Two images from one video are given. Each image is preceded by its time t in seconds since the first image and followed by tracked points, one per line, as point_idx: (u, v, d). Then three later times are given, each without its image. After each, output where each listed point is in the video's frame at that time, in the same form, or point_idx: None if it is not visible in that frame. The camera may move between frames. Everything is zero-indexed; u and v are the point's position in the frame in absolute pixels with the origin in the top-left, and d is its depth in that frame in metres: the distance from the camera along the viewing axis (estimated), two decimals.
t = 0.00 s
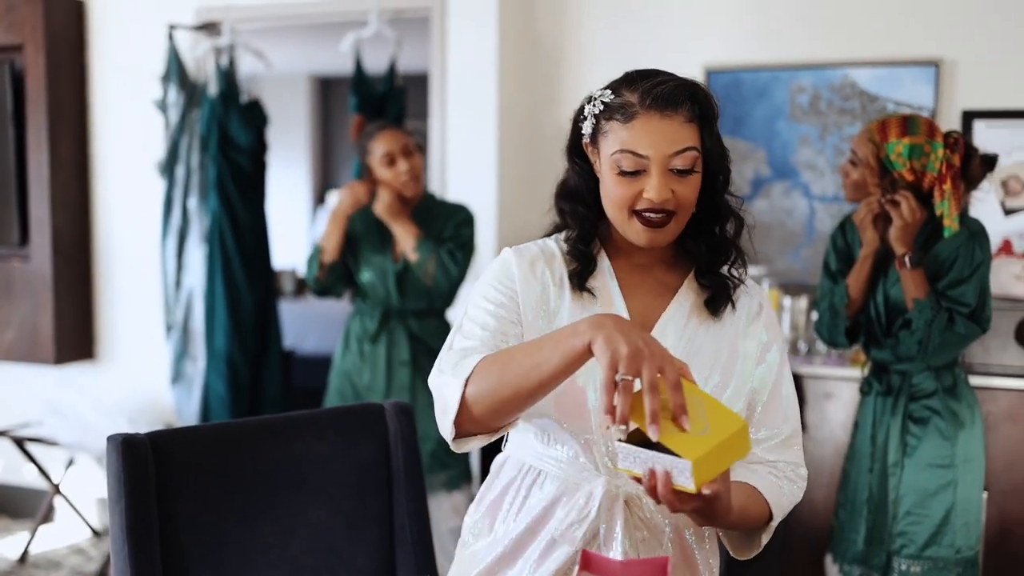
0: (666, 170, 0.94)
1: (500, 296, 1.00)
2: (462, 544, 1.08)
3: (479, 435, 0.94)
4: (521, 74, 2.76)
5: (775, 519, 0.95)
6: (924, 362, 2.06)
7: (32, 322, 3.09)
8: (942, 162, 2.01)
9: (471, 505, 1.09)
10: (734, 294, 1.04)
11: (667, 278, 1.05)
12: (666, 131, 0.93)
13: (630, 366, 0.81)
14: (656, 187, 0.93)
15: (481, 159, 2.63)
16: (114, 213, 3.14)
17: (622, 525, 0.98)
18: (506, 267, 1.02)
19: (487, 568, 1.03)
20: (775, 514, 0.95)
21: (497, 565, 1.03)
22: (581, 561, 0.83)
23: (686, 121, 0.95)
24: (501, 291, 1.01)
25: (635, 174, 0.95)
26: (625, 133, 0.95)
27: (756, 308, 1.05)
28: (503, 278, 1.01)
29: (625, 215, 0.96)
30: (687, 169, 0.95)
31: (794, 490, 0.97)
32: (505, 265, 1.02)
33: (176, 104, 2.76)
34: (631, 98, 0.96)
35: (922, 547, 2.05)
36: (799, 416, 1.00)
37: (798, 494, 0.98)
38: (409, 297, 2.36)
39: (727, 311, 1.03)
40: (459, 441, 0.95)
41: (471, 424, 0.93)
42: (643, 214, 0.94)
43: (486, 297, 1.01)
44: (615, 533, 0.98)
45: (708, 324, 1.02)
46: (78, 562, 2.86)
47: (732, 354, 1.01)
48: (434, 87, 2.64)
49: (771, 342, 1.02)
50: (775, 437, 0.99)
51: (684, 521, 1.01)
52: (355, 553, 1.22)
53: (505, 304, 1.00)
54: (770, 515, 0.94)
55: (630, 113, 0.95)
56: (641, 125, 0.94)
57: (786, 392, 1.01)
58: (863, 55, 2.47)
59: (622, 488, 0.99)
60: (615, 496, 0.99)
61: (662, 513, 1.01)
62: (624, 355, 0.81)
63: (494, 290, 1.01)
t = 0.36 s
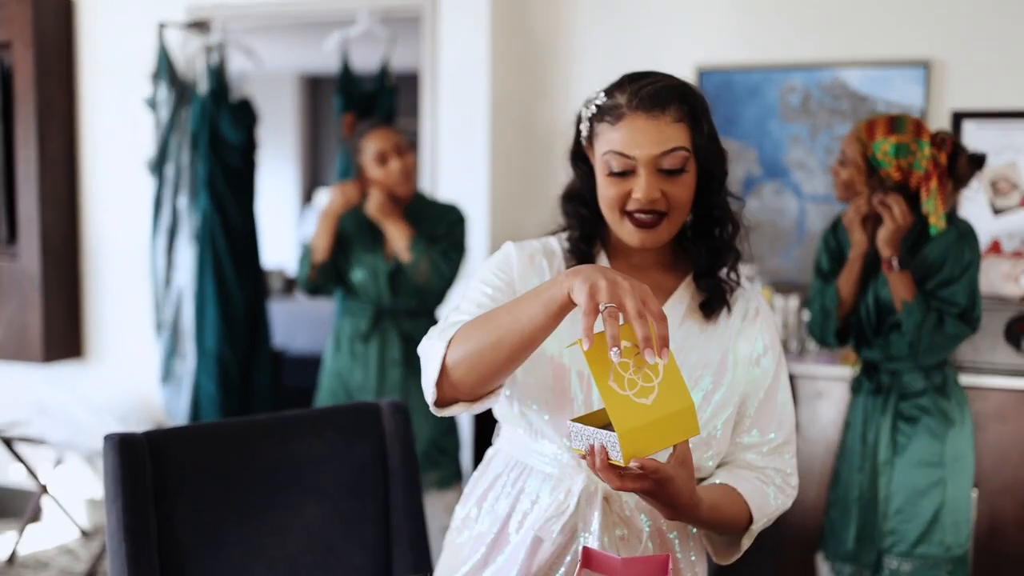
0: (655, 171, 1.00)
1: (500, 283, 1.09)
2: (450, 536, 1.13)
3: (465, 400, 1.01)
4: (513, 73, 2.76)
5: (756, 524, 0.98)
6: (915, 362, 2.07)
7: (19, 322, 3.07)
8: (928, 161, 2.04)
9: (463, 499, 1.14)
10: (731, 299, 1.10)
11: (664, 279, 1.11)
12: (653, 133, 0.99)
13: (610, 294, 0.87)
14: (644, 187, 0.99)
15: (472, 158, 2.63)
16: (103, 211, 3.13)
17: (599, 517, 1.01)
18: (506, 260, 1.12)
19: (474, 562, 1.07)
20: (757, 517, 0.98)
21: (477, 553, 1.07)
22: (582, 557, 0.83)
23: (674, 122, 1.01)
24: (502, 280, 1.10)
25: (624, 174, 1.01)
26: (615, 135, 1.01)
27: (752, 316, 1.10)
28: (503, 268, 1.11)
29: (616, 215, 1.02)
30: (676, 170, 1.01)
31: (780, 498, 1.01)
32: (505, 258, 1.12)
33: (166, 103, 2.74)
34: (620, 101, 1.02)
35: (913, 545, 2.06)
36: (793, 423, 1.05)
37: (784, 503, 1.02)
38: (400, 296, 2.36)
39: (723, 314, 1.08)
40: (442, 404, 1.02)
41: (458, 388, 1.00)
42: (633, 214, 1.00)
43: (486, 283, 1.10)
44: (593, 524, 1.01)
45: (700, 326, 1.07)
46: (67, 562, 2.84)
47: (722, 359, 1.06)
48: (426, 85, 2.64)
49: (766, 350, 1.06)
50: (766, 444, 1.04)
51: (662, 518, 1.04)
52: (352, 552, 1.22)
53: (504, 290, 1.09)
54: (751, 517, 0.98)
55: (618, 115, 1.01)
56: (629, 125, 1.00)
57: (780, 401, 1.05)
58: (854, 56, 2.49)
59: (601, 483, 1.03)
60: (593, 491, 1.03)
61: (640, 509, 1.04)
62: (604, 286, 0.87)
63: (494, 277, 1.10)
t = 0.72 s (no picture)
0: (632, 171, 1.00)
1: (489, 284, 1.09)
2: (442, 542, 1.12)
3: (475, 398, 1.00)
4: (503, 74, 2.76)
5: (751, 523, 0.99)
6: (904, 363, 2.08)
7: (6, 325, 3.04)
8: (912, 162, 2.07)
9: (454, 504, 1.14)
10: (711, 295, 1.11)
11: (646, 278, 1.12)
12: (629, 133, 0.99)
13: (624, 292, 0.85)
14: (621, 189, 0.99)
15: (463, 160, 2.63)
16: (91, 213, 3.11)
17: (595, 522, 1.02)
18: (492, 262, 1.12)
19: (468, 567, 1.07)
20: (751, 516, 0.99)
21: (470, 561, 1.07)
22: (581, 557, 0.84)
23: (650, 121, 1.01)
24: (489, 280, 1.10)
25: (600, 174, 1.01)
26: (590, 136, 1.01)
27: (732, 311, 1.11)
28: (489, 270, 1.10)
29: (594, 215, 1.03)
30: (653, 170, 1.01)
31: (773, 493, 1.01)
32: (491, 259, 1.12)
33: (155, 104, 2.73)
34: (595, 101, 1.02)
35: (901, 543, 2.09)
36: (783, 415, 1.07)
37: (780, 498, 1.02)
38: (390, 298, 2.36)
39: (705, 311, 1.09)
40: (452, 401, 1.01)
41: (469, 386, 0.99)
42: (611, 215, 1.00)
43: (474, 283, 1.10)
44: (588, 529, 1.02)
45: (683, 328, 1.07)
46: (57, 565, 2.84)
47: (706, 359, 1.06)
48: (417, 87, 2.63)
49: (750, 347, 1.07)
50: (758, 440, 1.05)
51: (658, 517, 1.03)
52: (348, 553, 1.22)
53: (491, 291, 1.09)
54: (745, 516, 0.99)
55: (593, 115, 1.01)
56: (604, 126, 1.00)
57: (768, 394, 1.07)
58: (842, 58, 2.50)
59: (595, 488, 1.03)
60: (588, 494, 1.03)
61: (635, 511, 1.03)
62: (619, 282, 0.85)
63: (484, 277, 1.10)
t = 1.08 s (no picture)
0: (619, 183, 0.95)
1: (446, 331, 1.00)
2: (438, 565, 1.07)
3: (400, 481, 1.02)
4: (491, 77, 2.78)
5: (769, 532, 0.98)
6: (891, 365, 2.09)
7: None
8: (898, 165, 2.05)
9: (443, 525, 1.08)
10: (700, 303, 1.05)
11: (632, 287, 1.05)
12: (616, 145, 0.94)
13: (484, 455, 0.84)
14: (609, 202, 0.94)
15: (452, 162, 2.64)
16: (78, 215, 3.10)
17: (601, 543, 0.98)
18: (461, 289, 1.01)
19: None
20: (767, 526, 0.98)
21: None
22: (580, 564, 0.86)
23: (638, 133, 0.95)
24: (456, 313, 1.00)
25: (588, 187, 0.96)
26: (575, 147, 0.96)
27: (721, 316, 1.05)
28: (457, 301, 1.00)
29: (582, 226, 0.97)
30: (642, 180, 0.96)
31: (781, 490, 1.00)
32: (461, 285, 1.01)
33: (142, 106, 2.70)
34: (580, 111, 0.97)
35: (888, 545, 2.10)
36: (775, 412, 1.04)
37: (785, 497, 1.01)
38: (380, 303, 2.36)
39: (695, 319, 1.03)
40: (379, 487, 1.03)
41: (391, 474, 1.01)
42: (599, 227, 0.95)
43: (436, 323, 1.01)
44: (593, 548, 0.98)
45: (673, 339, 1.01)
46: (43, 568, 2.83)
47: (701, 367, 1.01)
48: (407, 89, 2.63)
49: (742, 349, 1.03)
50: (757, 441, 1.02)
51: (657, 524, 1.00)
52: (341, 555, 1.26)
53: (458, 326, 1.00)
54: (764, 529, 0.98)
55: (578, 126, 0.96)
56: (590, 139, 0.95)
57: (761, 395, 1.03)
58: (829, 63, 2.52)
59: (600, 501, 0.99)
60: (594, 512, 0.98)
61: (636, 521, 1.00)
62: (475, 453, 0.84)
63: (441, 323, 1.00)
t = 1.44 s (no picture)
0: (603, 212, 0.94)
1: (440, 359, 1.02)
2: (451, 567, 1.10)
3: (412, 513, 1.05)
4: (485, 82, 2.79)
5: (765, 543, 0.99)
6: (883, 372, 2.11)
7: None
8: (891, 171, 2.08)
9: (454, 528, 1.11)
10: (693, 314, 1.03)
11: (628, 295, 1.05)
12: (598, 176, 0.93)
13: None
14: (595, 232, 0.94)
15: (445, 168, 2.64)
16: (71, 220, 3.10)
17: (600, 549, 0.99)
18: (456, 313, 1.03)
19: None
20: (762, 538, 0.98)
21: None
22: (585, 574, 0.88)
23: (620, 163, 0.94)
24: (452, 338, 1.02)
25: (572, 217, 0.95)
26: (558, 177, 0.95)
27: (718, 319, 1.04)
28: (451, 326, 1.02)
29: (570, 250, 0.98)
30: (626, 210, 0.95)
31: (780, 498, 1.00)
32: (456, 309, 1.03)
33: (136, 111, 2.70)
34: (561, 139, 0.95)
35: (880, 550, 2.12)
36: (773, 413, 1.04)
37: (784, 500, 1.01)
38: (373, 309, 2.35)
39: (689, 326, 1.02)
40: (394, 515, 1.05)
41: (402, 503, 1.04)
42: (587, 254, 0.96)
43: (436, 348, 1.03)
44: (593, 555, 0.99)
45: (667, 350, 1.00)
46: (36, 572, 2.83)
47: (695, 375, 1.01)
48: (400, 94, 2.64)
49: (741, 352, 1.03)
50: (754, 443, 1.03)
51: (654, 527, 1.02)
52: (338, 561, 1.27)
53: (455, 351, 1.02)
54: (758, 541, 0.98)
55: (560, 157, 0.94)
56: (571, 172, 0.94)
57: (761, 399, 1.03)
58: (822, 69, 2.53)
59: (594, 509, 1.00)
60: (587, 519, 1.00)
61: (634, 525, 1.01)
62: None
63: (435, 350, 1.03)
